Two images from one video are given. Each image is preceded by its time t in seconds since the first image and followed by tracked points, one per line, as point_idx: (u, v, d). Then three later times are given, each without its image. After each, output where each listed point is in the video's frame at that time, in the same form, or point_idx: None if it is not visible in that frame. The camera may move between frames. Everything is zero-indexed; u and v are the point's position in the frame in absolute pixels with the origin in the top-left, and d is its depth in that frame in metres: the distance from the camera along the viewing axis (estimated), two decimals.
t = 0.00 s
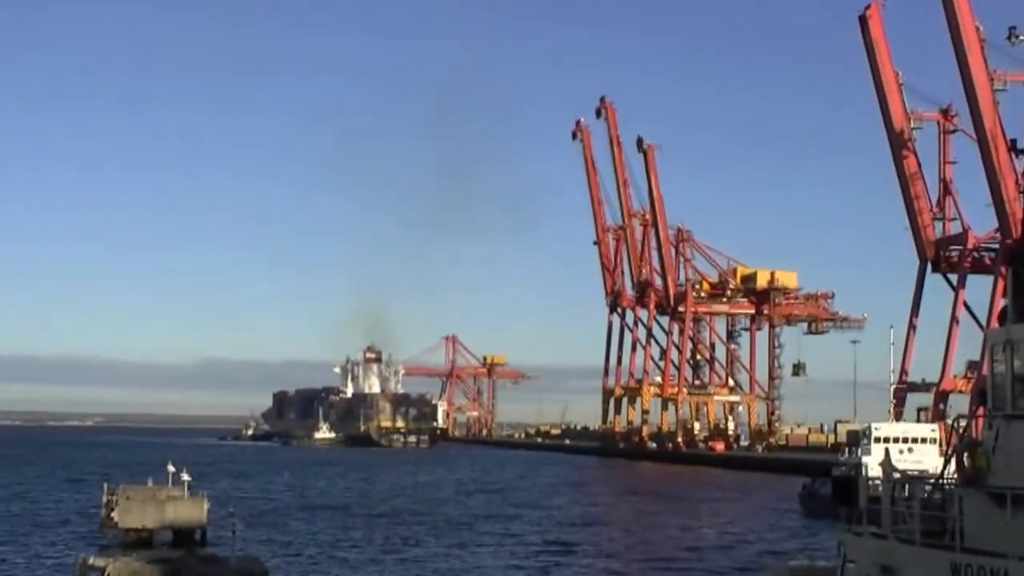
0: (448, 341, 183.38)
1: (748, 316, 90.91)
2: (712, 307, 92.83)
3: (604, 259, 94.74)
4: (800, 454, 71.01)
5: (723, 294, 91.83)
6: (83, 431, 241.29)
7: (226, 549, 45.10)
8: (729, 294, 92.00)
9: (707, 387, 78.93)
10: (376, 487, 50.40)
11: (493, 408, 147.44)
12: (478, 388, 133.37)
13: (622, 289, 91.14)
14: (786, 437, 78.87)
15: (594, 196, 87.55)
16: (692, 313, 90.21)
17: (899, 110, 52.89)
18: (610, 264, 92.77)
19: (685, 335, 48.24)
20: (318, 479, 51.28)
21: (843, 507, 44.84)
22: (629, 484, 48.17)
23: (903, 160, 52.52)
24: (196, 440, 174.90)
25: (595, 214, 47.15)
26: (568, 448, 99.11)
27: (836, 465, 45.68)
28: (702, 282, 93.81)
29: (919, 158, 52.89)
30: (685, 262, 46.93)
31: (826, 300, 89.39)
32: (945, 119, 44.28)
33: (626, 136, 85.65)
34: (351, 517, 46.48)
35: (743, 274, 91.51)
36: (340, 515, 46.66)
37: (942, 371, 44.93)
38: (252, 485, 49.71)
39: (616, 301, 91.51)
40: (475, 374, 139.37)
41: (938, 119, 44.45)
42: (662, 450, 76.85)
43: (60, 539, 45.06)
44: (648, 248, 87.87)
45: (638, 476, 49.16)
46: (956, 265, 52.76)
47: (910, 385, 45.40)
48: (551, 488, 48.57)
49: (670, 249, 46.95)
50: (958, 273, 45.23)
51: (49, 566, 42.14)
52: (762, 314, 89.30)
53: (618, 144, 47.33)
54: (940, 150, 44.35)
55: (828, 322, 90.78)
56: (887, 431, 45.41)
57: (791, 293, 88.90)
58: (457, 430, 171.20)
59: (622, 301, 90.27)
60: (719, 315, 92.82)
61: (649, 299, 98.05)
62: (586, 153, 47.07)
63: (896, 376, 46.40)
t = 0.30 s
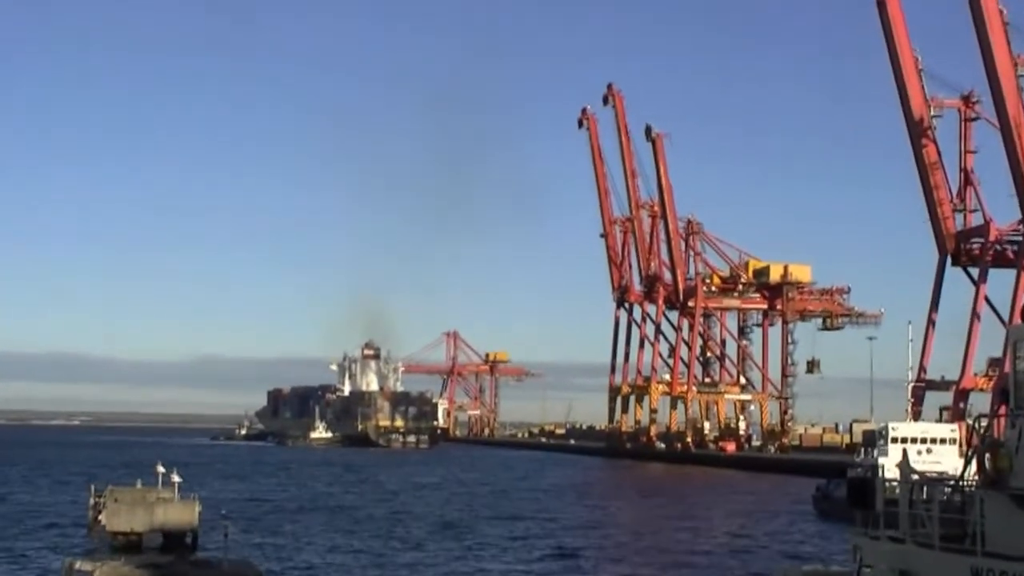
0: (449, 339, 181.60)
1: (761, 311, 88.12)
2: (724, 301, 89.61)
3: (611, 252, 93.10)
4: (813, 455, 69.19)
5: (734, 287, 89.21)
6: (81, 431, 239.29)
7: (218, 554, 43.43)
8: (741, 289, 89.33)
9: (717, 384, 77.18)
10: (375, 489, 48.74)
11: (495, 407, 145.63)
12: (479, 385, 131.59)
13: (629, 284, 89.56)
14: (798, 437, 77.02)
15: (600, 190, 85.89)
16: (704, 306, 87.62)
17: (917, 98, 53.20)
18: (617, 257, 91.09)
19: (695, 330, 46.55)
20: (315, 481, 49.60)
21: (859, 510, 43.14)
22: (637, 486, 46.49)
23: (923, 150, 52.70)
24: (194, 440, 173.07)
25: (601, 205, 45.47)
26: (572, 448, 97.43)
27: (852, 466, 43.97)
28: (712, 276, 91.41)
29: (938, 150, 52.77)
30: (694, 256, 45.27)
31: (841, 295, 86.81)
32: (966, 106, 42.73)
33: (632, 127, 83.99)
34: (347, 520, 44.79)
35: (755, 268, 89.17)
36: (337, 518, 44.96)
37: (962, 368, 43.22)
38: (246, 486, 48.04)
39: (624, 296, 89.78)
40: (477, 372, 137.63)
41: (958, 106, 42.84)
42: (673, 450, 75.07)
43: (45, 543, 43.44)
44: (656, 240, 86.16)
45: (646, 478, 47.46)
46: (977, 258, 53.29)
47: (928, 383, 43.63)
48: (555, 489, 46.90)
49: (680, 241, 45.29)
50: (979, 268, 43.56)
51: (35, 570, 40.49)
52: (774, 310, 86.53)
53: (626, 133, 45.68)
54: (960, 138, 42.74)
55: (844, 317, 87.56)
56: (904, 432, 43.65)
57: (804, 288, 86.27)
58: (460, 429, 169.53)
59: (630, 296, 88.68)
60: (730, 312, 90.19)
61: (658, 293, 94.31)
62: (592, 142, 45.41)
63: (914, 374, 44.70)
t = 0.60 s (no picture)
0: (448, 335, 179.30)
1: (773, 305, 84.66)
2: (734, 294, 85.90)
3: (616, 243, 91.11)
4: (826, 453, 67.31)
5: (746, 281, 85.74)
6: (76, 429, 236.57)
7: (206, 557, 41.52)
8: (752, 281, 86.00)
9: (728, 381, 75.30)
10: (369, 489, 46.83)
11: (495, 404, 143.59)
12: (480, 382, 129.58)
13: (634, 276, 87.61)
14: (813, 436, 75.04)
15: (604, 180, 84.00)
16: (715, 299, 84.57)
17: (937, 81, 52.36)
18: (623, 249, 89.21)
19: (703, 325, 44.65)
20: (308, 482, 47.70)
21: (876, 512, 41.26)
22: (643, 486, 44.64)
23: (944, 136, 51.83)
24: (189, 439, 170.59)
25: (606, 193, 43.52)
26: (575, 447, 95.42)
27: (868, 466, 42.09)
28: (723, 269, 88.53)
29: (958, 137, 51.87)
30: (703, 246, 43.36)
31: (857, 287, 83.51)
32: (988, 90, 40.80)
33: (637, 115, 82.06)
34: (341, 522, 42.86)
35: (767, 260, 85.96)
36: (330, 520, 43.04)
37: (984, 364, 41.34)
38: (235, 487, 46.12)
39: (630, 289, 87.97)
40: (477, 368, 135.68)
41: (980, 90, 40.93)
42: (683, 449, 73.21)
43: (26, 547, 41.54)
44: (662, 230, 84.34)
45: (653, 478, 45.57)
46: (999, 248, 52.49)
47: (949, 379, 41.75)
48: (558, 490, 45.05)
49: (688, 231, 43.42)
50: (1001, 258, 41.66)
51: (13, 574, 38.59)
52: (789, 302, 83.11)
53: (631, 119, 43.74)
54: (982, 123, 40.82)
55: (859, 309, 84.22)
56: (923, 430, 41.76)
57: (819, 280, 82.88)
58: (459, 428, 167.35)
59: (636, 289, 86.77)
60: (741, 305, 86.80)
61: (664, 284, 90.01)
62: (596, 128, 43.48)
63: (933, 369, 42.80)
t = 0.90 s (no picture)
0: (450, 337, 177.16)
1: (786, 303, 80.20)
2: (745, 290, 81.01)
3: (625, 237, 89.45)
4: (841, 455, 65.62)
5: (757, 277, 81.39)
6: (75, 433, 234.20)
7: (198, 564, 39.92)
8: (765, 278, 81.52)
9: (740, 382, 73.63)
10: (369, 494, 45.18)
11: (498, 406, 141.81)
12: (483, 382, 127.79)
13: (642, 273, 86.03)
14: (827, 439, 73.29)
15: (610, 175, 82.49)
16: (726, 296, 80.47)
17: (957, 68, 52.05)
18: (631, 244, 87.60)
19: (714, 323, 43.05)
20: (304, 487, 46.04)
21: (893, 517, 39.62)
22: (653, 491, 43.02)
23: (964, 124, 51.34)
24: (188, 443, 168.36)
25: (614, 186, 41.91)
26: (581, 450, 93.69)
27: (886, 469, 40.42)
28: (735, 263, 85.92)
29: (980, 128, 52.09)
30: (715, 241, 41.72)
31: (875, 284, 79.56)
32: (1011, 78, 39.17)
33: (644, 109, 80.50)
34: (339, 529, 41.13)
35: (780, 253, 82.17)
36: (327, 526, 41.34)
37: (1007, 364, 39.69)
38: (229, 492, 44.48)
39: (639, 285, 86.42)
40: (479, 368, 134.02)
41: (1004, 78, 39.29)
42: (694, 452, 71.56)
43: (11, 556, 39.97)
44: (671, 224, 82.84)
45: (663, 482, 43.97)
46: None
47: (971, 379, 40.08)
48: (564, 494, 43.42)
49: (698, 225, 41.80)
50: None
51: None
52: (802, 299, 78.92)
53: (640, 109, 42.10)
54: (1007, 112, 39.14)
55: (877, 308, 80.15)
56: (944, 432, 40.05)
57: (836, 276, 78.87)
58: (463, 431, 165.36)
59: (644, 286, 85.17)
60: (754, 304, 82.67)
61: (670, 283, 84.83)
62: (603, 118, 41.86)
63: (955, 369, 41.12)
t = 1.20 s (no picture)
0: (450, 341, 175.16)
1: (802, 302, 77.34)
2: (760, 288, 78.22)
3: (633, 231, 87.62)
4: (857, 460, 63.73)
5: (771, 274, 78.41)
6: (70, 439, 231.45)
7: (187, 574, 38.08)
8: (779, 275, 78.66)
9: (754, 384, 71.82)
10: (367, 502, 43.29)
11: (499, 409, 139.81)
12: (484, 383, 125.81)
13: (650, 268, 84.24)
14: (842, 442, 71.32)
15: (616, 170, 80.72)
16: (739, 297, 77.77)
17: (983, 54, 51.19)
18: (638, 238, 85.68)
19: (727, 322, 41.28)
20: (299, 494, 44.19)
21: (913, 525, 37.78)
22: (662, 497, 41.18)
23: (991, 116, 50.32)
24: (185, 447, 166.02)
25: (620, 179, 40.12)
26: (585, 455, 91.81)
27: (906, 475, 38.60)
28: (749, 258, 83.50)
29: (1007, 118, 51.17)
30: (727, 237, 39.89)
31: (894, 281, 77.41)
32: None
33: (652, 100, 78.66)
34: (335, 536, 39.32)
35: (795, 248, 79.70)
36: (321, 533, 39.54)
37: None
38: (220, 500, 42.65)
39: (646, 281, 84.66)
40: (479, 369, 132.12)
41: None
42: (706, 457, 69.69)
43: None
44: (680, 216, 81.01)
45: (672, 488, 42.19)
46: None
47: (996, 381, 38.31)
48: (571, 501, 41.58)
49: (710, 220, 39.98)
50: None
51: None
52: (818, 297, 76.41)
53: (648, 99, 40.30)
54: None
55: (898, 307, 77.55)
56: (967, 436, 38.23)
57: (853, 273, 76.89)
58: (464, 435, 163.25)
59: (652, 283, 83.40)
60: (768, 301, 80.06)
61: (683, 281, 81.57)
62: (610, 108, 40.05)
63: (979, 370, 39.32)
